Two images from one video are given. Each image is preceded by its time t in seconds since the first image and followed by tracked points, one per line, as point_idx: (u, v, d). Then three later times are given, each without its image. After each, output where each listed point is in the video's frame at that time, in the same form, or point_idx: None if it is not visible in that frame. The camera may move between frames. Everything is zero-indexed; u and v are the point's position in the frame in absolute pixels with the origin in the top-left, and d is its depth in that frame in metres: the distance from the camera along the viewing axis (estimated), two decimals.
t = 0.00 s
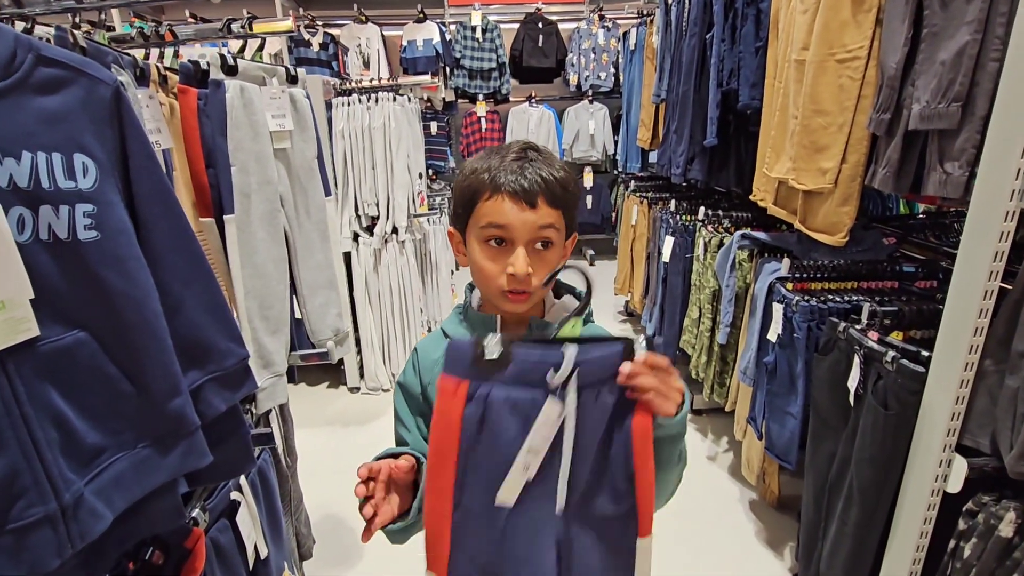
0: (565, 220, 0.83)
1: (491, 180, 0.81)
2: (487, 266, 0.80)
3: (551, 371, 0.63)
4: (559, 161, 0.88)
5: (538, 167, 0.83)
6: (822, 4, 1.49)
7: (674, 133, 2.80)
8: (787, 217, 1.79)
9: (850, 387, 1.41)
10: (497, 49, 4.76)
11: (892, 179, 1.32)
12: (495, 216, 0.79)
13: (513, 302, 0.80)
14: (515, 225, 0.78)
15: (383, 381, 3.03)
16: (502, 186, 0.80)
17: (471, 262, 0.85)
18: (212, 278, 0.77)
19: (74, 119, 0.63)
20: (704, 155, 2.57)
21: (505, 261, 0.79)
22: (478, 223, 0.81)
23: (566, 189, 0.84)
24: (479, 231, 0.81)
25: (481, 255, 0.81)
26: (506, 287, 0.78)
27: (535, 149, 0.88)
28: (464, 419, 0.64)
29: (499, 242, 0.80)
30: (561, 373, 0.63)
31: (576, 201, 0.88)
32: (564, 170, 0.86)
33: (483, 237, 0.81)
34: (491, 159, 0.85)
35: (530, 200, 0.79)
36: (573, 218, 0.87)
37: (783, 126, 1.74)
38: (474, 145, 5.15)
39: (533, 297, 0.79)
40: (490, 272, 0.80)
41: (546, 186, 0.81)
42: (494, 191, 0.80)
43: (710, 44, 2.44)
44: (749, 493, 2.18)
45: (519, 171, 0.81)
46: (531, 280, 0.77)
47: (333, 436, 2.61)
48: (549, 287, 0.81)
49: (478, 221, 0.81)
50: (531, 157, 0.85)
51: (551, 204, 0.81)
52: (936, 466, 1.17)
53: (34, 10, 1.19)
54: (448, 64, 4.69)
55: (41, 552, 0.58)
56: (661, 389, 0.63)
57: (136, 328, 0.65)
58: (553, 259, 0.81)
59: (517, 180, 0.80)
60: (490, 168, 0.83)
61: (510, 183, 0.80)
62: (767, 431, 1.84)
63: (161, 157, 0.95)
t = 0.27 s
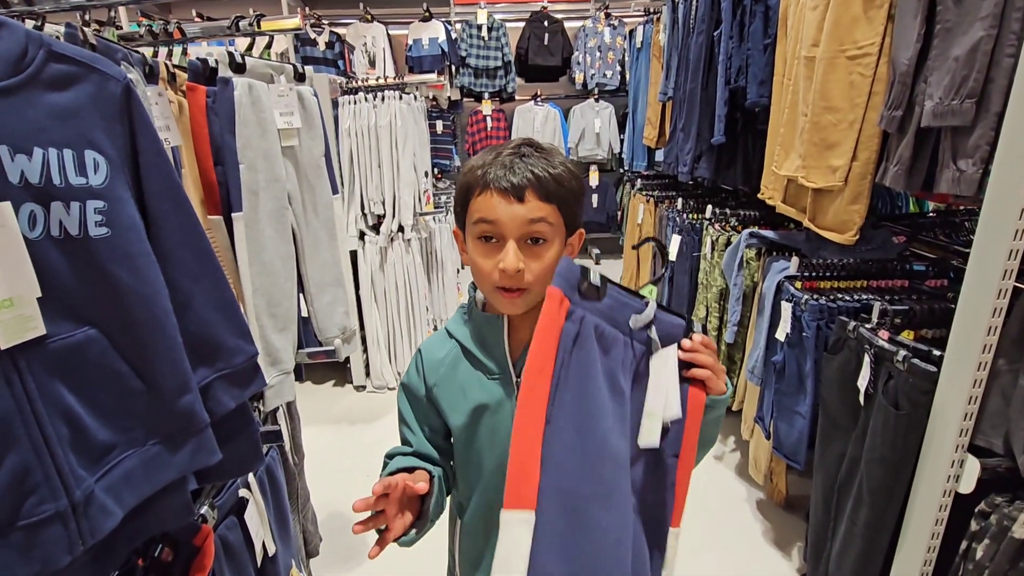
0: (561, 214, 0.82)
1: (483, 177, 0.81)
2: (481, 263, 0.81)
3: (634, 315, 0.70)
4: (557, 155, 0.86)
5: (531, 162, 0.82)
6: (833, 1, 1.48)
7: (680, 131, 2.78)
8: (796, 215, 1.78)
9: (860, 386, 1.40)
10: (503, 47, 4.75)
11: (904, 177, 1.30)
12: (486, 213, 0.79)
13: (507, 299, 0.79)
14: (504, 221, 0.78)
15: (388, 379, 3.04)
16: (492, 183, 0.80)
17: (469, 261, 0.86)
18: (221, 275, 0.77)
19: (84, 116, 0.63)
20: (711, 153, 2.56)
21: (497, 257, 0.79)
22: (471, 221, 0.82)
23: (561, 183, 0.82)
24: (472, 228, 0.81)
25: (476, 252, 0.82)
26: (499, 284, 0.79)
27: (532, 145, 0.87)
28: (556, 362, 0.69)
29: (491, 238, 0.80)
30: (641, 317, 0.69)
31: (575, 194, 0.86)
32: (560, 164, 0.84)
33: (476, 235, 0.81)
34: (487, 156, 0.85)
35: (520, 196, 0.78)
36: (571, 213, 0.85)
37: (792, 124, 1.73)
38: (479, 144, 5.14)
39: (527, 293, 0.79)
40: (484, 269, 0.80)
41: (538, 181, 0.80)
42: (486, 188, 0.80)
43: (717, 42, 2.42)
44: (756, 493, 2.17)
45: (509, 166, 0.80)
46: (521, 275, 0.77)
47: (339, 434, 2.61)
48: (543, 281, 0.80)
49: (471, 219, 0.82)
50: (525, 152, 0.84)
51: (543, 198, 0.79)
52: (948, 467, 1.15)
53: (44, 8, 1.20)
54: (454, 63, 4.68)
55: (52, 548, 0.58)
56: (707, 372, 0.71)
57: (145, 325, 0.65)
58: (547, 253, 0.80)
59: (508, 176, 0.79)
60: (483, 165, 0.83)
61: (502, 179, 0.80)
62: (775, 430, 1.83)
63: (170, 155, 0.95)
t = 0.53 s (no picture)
0: (566, 211, 0.83)
1: (489, 173, 0.81)
2: (487, 260, 0.81)
3: (584, 469, 0.69)
4: (563, 152, 0.87)
5: (537, 158, 0.82)
6: None
7: (685, 129, 2.78)
8: (801, 213, 1.77)
9: (866, 385, 1.40)
10: (506, 46, 4.75)
11: (910, 176, 1.30)
12: (492, 209, 0.79)
13: (514, 294, 0.80)
14: (511, 218, 0.78)
15: (392, 378, 3.04)
16: (498, 179, 0.80)
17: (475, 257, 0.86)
18: (229, 273, 0.77)
19: (94, 114, 0.63)
20: (716, 152, 2.55)
21: (503, 253, 0.79)
22: (478, 217, 0.82)
23: (567, 179, 0.83)
24: (479, 225, 0.82)
25: (482, 248, 0.82)
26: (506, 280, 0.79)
27: (538, 142, 0.87)
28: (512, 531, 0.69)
29: (497, 234, 0.80)
30: (592, 471, 0.69)
31: (581, 191, 0.86)
32: (565, 161, 0.85)
33: (483, 231, 0.81)
34: (494, 153, 0.85)
35: (526, 192, 0.79)
36: (577, 210, 0.85)
37: (797, 122, 1.72)
38: (483, 143, 5.14)
39: (534, 289, 0.79)
40: (490, 265, 0.80)
41: (544, 177, 0.80)
42: (492, 184, 0.80)
43: (722, 40, 2.42)
44: (761, 493, 2.17)
45: (516, 163, 0.81)
46: (527, 271, 0.77)
47: (344, 432, 2.62)
48: (549, 277, 0.81)
49: (478, 216, 0.82)
50: (531, 149, 0.85)
51: (549, 195, 0.80)
52: (954, 466, 1.14)
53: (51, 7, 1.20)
54: (457, 62, 4.68)
55: (63, 544, 0.59)
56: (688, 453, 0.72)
57: (155, 322, 0.66)
58: (552, 250, 0.81)
59: (515, 172, 0.79)
60: (489, 162, 0.83)
61: (508, 175, 0.80)
62: (779, 429, 1.83)
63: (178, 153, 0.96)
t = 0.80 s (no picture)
0: (576, 214, 0.83)
1: (502, 173, 0.81)
2: (495, 259, 0.81)
3: (550, 511, 0.72)
4: (574, 154, 0.87)
5: (550, 160, 0.82)
6: None
7: (687, 129, 2.78)
8: (803, 213, 1.77)
9: (867, 384, 1.40)
10: (509, 46, 4.75)
11: (911, 175, 1.30)
12: (504, 210, 0.79)
13: (520, 296, 0.81)
14: (522, 220, 0.79)
15: (394, 377, 3.05)
16: (511, 180, 0.80)
17: (482, 254, 0.86)
18: (232, 271, 0.78)
19: (99, 112, 0.64)
20: (718, 151, 2.55)
21: (512, 254, 0.79)
22: (488, 216, 0.82)
23: (579, 183, 0.83)
24: (489, 224, 0.82)
25: (491, 247, 0.82)
26: (512, 280, 0.80)
27: (551, 142, 0.87)
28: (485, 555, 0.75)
29: (506, 235, 0.80)
30: (558, 510, 0.72)
31: (591, 194, 0.86)
32: (578, 164, 0.84)
33: (492, 231, 0.81)
34: (506, 151, 0.85)
35: (538, 194, 0.79)
36: (586, 213, 0.86)
37: (799, 121, 1.72)
38: (485, 143, 5.14)
39: (541, 292, 0.80)
40: (498, 265, 0.81)
41: (557, 180, 0.80)
42: (504, 184, 0.80)
43: (724, 40, 2.42)
44: (762, 492, 2.17)
45: (528, 164, 0.81)
46: (535, 274, 0.78)
47: (346, 431, 2.62)
48: (555, 280, 0.81)
49: (488, 214, 0.82)
50: (544, 149, 0.84)
51: (560, 198, 0.80)
52: (955, 465, 1.15)
53: (56, 7, 1.21)
54: (460, 62, 4.69)
55: (68, 538, 0.59)
56: (655, 481, 0.76)
57: (159, 318, 0.66)
58: (560, 253, 0.81)
59: (527, 174, 0.79)
60: (502, 160, 0.83)
61: (520, 176, 0.80)
62: (780, 428, 1.83)
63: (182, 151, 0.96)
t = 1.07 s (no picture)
0: (584, 226, 0.83)
1: (510, 183, 0.80)
2: (502, 268, 0.82)
3: (540, 417, 0.74)
4: (584, 161, 0.85)
5: (559, 170, 0.81)
6: None
7: (688, 129, 2.78)
8: (805, 213, 1.78)
9: (869, 384, 1.40)
10: (510, 46, 4.75)
11: (913, 175, 1.30)
12: (511, 222, 0.79)
13: (524, 306, 0.82)
14: (528, 234, 0.79)
15: (396, 376, 3.05)
16: (519, 192, 0.79)
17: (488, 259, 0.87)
18: (237, 270, 0.78)
19: (105, 111, 0.64)
20: (720, 151, 2.55)
21: (517, 266, 0.80)
22: (495, 225, 0.82)
23: (587, 194, 0.82)
24: (495, 233, 0.82)
25: (497, 256, 0.83)
26: (518, 291, 0.81)
27: (561, 148, 0.85)
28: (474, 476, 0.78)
29: (513, 246, 0.80)
30: (549, 419, 0.74)
31: (599, 203, 0.86)
32: (587, 173, 0.83)
33: (499, 241, 0.81)
34: (516, 157, 0.83)
35: (546, 210, 0.78)
36: (594, 221, 0.85)
37: (801, 121, 1.73)
38: (486, 143, 5.15)
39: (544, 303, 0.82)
40: (504, 275, 0.82)
41: (565, 193, 0.79)
42: (511, 195, 0.79)
43: (725, 40, 2.42)
44: (764, 492, 2.17)
45: (537, 175, 0.79)
46: (539, 288, 0.79)
47: (347, 430, 2.62)
48: (560, 292, 0.83)
49: (495, 223, 0.82)
50: (553, 157, 0.83)
51: (567, 212, 0.79)
52: (957, 465, 1.15)
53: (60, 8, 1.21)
54: (461, 62, 4.69)
55: (75, 535, 0.59)
56: (654, 442, 0.73)
57: (164, 316, 0.67)
58: (566, 266, 0.82)
59: (535, 186, 0.78)
60: (511, 168, 0.82)
61: (528, 188, 0.78)
62: (782, 428, 1.83)
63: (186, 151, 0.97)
